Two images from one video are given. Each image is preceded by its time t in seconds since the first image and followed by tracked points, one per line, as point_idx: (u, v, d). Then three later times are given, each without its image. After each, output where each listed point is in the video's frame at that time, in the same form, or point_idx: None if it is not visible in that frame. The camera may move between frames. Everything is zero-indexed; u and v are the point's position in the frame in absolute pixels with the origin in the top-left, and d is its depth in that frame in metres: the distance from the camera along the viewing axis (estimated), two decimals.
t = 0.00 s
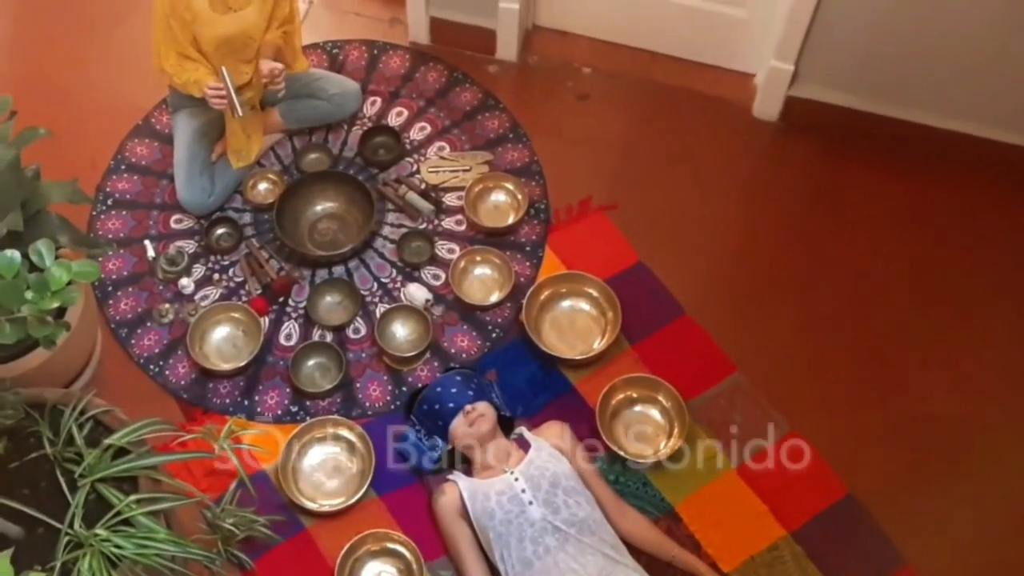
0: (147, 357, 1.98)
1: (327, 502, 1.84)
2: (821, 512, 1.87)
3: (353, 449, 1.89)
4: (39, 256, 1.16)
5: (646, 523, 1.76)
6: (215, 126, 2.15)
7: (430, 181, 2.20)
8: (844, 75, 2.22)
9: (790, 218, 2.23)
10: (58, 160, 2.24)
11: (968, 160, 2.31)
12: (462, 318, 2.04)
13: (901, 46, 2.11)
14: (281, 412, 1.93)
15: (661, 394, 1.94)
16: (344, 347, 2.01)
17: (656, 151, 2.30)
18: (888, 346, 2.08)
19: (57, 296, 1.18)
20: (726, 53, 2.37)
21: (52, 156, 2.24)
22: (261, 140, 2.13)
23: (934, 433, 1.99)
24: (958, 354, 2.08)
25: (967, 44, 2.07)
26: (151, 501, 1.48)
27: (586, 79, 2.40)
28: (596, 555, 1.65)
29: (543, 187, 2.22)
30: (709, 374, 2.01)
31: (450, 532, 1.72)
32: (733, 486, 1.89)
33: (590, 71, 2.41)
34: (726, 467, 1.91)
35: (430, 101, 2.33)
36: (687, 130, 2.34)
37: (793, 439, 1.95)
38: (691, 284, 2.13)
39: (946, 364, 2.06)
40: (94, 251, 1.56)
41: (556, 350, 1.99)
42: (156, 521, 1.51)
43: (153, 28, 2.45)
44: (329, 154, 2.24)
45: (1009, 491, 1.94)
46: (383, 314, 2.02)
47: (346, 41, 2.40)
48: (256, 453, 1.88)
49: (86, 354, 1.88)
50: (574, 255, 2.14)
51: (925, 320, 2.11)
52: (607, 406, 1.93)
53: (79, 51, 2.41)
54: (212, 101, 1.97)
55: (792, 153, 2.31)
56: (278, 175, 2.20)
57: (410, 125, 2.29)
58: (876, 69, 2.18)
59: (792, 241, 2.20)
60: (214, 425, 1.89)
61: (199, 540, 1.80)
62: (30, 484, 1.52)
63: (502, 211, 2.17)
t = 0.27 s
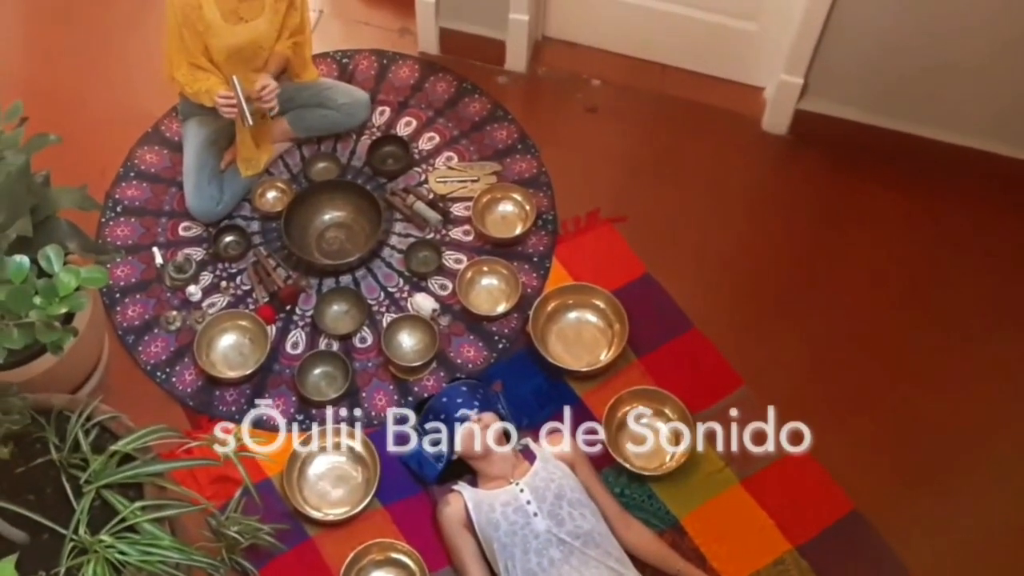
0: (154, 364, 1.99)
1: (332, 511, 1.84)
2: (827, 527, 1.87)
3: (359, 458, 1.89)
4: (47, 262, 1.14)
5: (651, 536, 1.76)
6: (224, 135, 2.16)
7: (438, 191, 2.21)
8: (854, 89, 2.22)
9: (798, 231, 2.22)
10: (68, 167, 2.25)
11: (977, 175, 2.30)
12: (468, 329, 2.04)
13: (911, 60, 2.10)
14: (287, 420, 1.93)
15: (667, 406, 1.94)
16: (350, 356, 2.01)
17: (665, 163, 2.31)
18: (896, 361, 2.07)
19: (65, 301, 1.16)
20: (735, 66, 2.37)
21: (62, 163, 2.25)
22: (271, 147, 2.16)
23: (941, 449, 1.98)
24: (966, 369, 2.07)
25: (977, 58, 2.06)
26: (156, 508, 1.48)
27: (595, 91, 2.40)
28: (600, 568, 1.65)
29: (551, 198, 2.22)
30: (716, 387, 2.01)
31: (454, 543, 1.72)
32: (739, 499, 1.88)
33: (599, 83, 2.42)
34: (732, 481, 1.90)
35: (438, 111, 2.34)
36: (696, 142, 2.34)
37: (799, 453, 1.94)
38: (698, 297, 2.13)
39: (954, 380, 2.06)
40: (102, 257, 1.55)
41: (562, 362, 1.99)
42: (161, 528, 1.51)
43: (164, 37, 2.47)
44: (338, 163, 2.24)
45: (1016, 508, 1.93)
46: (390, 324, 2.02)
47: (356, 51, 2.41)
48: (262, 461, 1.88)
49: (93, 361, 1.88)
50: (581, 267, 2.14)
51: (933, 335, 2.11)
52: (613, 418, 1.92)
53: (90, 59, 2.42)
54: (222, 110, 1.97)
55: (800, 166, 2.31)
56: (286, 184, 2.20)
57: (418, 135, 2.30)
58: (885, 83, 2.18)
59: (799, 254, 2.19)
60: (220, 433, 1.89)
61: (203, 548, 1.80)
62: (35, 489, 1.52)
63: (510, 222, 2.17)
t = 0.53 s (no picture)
0: (162, 370, 1.99)
1: (337, 519, 1.84)
2: (834, 542, 1.86)
3: (365, 467, 1.89)
4: (57, 267, 1.13)
5: (657, 549, 1.75)
6: (234, 144, 2.17)
7: (447, 201, 2.21)
8: (864, 102, 2.22)
9: (808, 244, 2.22)
10: (79, 173, 2.26)
11: (988, 190, 2.30)
12: (475, 338, 2.05)
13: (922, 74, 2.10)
14: (294, 428, 1.93)
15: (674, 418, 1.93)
16: (357, 364, 2.01)
17: (674, 174, 2.31)
18: (904, 375, 2.07)
19: (74, 307, 1.15)
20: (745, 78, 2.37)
21: (73, 168, 2.26)
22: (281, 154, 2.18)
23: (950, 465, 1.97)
24: (975, 385, 2.06)
25: (989, 73, 2.06)
26: (162, 514, 1.49)
27: (605, 102, 2.41)
28: None
29: (560, 209, 2.22)
30: (723, 399, 2.00)
31: (459, 554, 1.71)
32: (746, 513, 1.88)
33: (609, 94, 2.42)
34: (739, 494, 1.90)
35: (448, 121, 2.34)
36: (705, 154, 2.34)
37: (806, 467, 1.94)
38: (706, 309, 2.12)
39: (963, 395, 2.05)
40: (111, 262, 1.56)
41: (569, 372, 1.99)
42: (166, 535, 1.51)
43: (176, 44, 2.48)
44: (347, 171, 2.25)
45: None
46: (398, 332, 2.02)
47: (366, 60, 2.42)
48: (268, 468, 1.88)
49: (102, 366, 1.89)
50: (589, 277, 2.14)
51: (941, 350, 2.10)
52: (620, 430, 1.92)
53: (103, 65, 2.44)
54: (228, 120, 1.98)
55: (810, 179, 2.31)
56: (296, 192, 2.21)
57: (428, 144, 2.30)
58: (896, 97, 2.18)
59: (808, 267, 2.19)
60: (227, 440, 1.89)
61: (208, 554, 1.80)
62: (42, 494, 1.52)
63: (518, 232, 2.17)
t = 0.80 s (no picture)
0: (169, 374, 2.00)
1: (343, 526, 1.84)
2: (840, 553, 1.85)
3: (370, 473, 1.88)
4: (67, 271, 1.14)
5: (662, 558, 1.75)
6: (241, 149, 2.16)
7: (455, 208, 2.22)
8: (873, 112, 2.21)
9: (816, 254, 2.22)
10: (89, 177, 2.27)
11: (997, 202, 2.29)
12: (482, 345, 2.05)
13: (932, 84, 2.10)
14: (300, 433, 1.94)
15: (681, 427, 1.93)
16: (364, 370, 2.01)
17: (682, 183, 2.31)
18: (912, 387, 2.06)
19: (83, 310, 1.15)
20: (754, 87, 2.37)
21: (83, 173, 2.27)
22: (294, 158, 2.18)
23: (958, 477, 1.96)
24: (984, 397, 2.05)
25: (999, 84, 2.06)
26: (167, 519, 1.49)
27: (613, 111, 2.41)
28: None
29: (567, 217, 2.22)
30: (730, 409, 2.00)
31: (464, 562, 1.71)
32: (752, 523, 1.87)
33: (618, 102, 2.42)
34: (745, 504, 1.89)
35: (457, 128, 2.35)
36: (713, 163, 2.34)
37: (813, 478, 1.93)
38: (713, 318, 2.12)
39: (971, 407, 2.04)
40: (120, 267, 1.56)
41: (576, 380, 1.99)
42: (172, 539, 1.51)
43: (186, 50, 2.49)
44: (356, 178, 2.25)
45: None
46: (404, 339, 2.02)
47: (375, 67, 2.43)
48: (274, 474, 1.88)
49: (109, 370, 1.89)
50: (597, 285, 2.14)
51: (950, 362, 2.09)
52: (626, 439, 1.92)
53: (113, 70, 2.45)
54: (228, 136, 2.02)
55: (818, 189, 2.30)
56: (304, 198, 2.22)
57: (436, 151, 2.31)
58: (905, 108, 2.17)
59: (816, 277, 2.19)
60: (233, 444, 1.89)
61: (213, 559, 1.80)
62: (48, 497, 1.53)
63: (526, 239, 2.17)
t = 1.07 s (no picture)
0: (174, 378, 2.00)
1: (347, 531, 1.84)
2: (846, 562, 1.84)
3: (375, 478, 1.88)
4: (74, 273, 1.15)
5: (667, 566, 1.74)
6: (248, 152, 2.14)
7: (461, 213, 2.22)
8: (880, 121, 2.21)
9: (822, 262, 2.21)
10: (96, 180, 2.27)
11: (1005, 211, 2.28)
12: (487, 351, 2.05)
13: (940, 93, 2.10)
14: (304, 437, 1.94)
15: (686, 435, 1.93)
16: (369, 375, 2.01)
17: (688, 190, 2.30)
18: (919, 396, 2.05)
19: (90, 312, 1.15)
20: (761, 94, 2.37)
21: (90, 176, 2.28)
22: (303, 167, 2.20)
23: (966, 487, 1.95)
24: (991, 406, 2.05)
25: (1007, 93, 2.05)
26: (171, 522, 1.49)
27: (620, 117, 2.41)
28: None
29: (573, 223, 2.23)
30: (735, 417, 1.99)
31: (469, 568, 1.71)
32: (757, 531, 1.87)
33: (624, 109, 2.42)
34: (750, 512, 1.89)
35: (463, 133, 2.35)
36: (720, 170, 2.34)
37: (819, 486, 1.93)
38: (719, 326, 2.12)
39: (978, 416, 2.03)
40: (126, 270, 1.57)
41: (581, 387, 1.98)
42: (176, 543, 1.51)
43: (194, 54, 2.50)
44: (362, 183, 2.26)
45: None
46: (410, 344, 2.02)
47: (382, 72, 2.44)
48: (278, 478, 1.88)
49: (115, 373, 1.90)
50: (603, 292, 2.14)
51: (956, 371, 2.09)
52: (631, 446, 1.91)
53: (121, 74, 2.46)
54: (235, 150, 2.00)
55: (825, 196, 2.30)
56: (310, 202, 2.22)
57: (442, 157, 2.31)
58: (913, 116, 2.17)
59: (822, 285, 2.18)
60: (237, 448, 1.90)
61: (217, 563, 1.80)
62: (53, 499, 1.53)
63: (532, 245, 2.17)
